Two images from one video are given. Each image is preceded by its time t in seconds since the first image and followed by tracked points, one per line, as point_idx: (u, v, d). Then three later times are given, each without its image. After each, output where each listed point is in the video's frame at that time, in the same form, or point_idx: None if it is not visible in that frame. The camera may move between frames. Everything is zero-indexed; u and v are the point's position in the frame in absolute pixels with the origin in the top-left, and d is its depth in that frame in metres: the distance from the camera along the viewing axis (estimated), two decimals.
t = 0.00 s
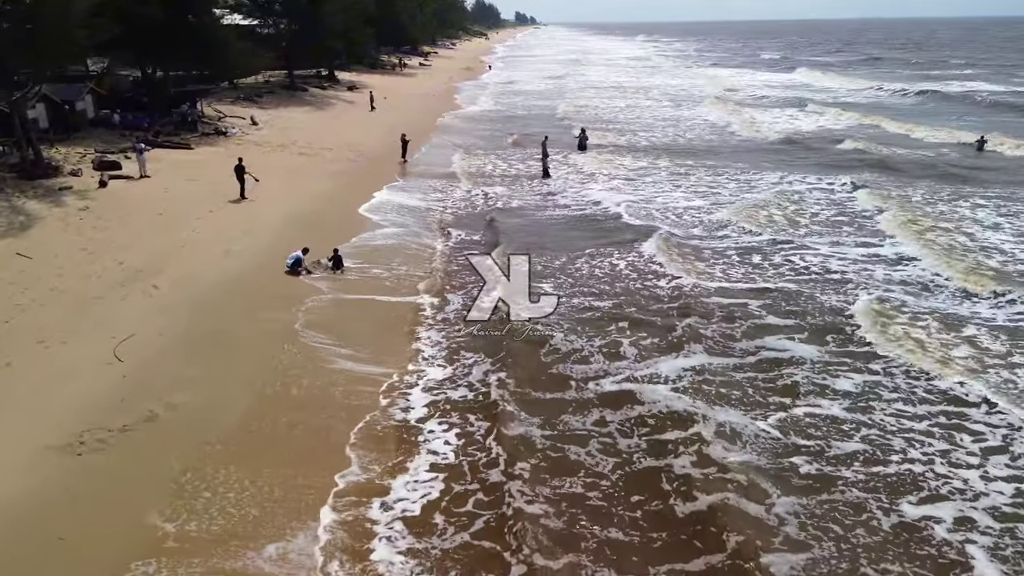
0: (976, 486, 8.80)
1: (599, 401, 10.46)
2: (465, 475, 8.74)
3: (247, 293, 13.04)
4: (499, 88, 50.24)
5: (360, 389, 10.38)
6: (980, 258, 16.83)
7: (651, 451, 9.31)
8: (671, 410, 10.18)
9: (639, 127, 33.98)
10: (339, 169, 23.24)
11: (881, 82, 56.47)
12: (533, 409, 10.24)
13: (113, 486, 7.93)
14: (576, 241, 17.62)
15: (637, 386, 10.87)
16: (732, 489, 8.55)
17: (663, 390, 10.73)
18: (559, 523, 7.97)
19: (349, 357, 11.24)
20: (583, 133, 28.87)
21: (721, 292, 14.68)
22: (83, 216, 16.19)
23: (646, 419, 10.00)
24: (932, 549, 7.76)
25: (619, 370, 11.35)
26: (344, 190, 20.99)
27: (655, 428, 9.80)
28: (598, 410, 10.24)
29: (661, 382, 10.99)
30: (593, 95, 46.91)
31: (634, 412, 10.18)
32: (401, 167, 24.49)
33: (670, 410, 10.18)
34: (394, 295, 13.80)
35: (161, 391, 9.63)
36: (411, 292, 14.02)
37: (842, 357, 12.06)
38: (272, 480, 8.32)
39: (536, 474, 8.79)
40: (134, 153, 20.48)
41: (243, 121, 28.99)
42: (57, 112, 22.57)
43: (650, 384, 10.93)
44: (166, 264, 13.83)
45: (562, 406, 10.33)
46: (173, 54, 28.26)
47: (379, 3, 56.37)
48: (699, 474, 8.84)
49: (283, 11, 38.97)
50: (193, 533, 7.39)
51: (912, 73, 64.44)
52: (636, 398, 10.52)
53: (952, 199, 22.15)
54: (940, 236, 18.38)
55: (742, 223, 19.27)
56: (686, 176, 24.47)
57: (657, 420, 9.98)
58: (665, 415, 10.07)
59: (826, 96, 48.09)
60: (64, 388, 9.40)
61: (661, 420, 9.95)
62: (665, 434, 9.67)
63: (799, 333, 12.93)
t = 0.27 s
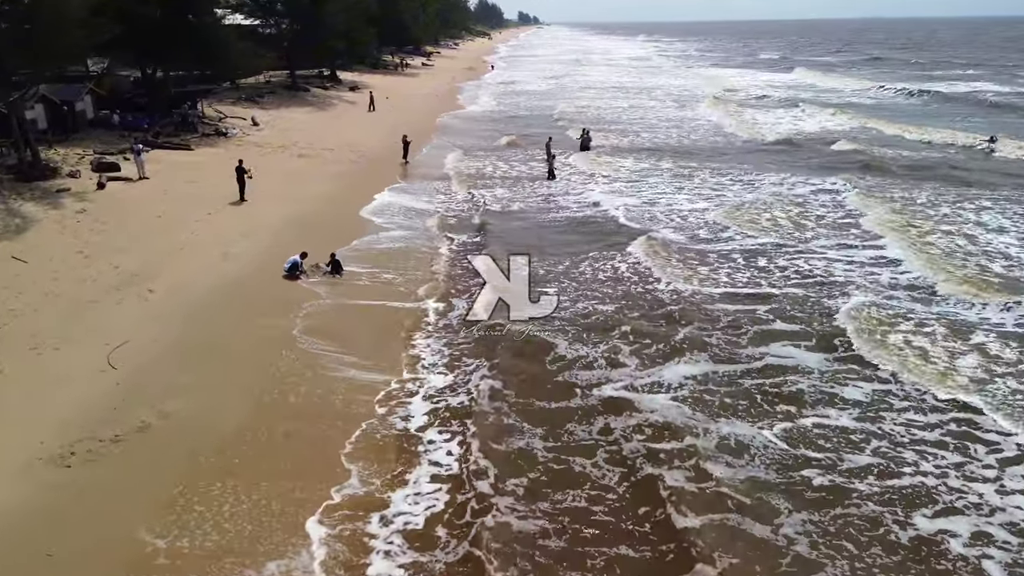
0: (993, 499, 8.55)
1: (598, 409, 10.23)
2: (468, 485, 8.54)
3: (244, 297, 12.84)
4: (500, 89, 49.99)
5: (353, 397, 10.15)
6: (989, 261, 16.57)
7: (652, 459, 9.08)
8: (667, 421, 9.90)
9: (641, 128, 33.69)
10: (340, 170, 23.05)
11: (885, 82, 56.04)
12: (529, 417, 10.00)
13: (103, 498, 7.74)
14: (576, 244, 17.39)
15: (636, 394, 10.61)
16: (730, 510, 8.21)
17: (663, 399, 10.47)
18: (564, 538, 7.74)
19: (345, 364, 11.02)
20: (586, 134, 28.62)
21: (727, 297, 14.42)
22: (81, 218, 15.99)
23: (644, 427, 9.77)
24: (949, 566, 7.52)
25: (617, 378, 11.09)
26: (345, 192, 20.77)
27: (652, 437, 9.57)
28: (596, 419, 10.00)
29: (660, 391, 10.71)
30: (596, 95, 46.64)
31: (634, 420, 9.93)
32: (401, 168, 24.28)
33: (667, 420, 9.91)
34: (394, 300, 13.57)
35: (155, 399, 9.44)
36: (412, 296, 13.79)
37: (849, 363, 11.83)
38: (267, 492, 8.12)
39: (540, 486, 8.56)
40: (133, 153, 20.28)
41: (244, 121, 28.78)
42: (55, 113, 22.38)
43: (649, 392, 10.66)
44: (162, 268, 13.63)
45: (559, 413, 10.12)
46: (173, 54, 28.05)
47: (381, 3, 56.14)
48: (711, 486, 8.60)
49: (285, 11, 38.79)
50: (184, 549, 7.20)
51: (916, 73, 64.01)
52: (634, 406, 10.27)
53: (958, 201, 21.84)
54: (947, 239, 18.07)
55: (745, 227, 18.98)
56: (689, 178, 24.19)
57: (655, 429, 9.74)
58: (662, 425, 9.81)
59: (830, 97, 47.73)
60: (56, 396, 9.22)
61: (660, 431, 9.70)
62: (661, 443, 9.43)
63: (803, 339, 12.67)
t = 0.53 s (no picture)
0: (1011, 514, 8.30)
1: (596, 417, 9.99)
2: (465, 495, 8.34)
3: (241, 302, 12.62)
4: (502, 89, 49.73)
5: (348, 405, 9.92)
6: (999, 264, 16.30)
7: (642, 472, 8.80)
8: (664, 433, 9.58)
9: (645, 129, 33.41)
10: (340, 171, 22.83)
11: (891, 82, 55.64)
12: (528, 427, 9.76)
13: (91, 513, 7.54)
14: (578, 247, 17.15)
15: (632, 403, 10.35)
16: (736, 527, 7.94)
17: (662, 409, 10.21)
18: (568, 555, 7.49)
19: (341, 371, 10.79)
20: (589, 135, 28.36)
21: (732, 302, 14.17)
22: (78, 221, 15.80)
23: (638, 437, 9.51)
24: None
25: (614, 386, 10.82)
26: (346, 193, 20.55)
27: (653, 446, 9.31)
28: (589, 427, 9.79)
29: (659, 400, 10.43)
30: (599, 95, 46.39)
31: (631, 430, 9.68)
32: (401, 170, 24.05)
33: (664, 432, 9.60)
34: (393, 304, 13.33)
35: (147, 409, 9.23)
36: (411, 301, 13.56)
37: (855, 371, 11.54)
38: (262, 506, 7.90)
39: (543, 499, 8.31)
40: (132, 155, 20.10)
41: (244, 122, 28.59)
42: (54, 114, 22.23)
43: (646, 401, 10.39)
44: (158, 272, 13.42)
45: (556, 423, 9.86)
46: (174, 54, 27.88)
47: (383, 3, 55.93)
48: (721, 500, 8.37)
49: (287, 11, 38.63)
50: (174, 566, 6.98)
51: (922, 72, 63.57)
52: (635, 415, 10.00)
53: (967, 203, 21.53)
54: (955, 242, 17.77)
55: (750, 229, 18.71)
56: (693, 179, 23.92)
57: (650, 439, 9.48)
58: (665, 435, 9.56)
59: (834, 97, 47.40)
60: (46, 405, 9.01)
61: (661, 441, 9.42)
62: (655, 456, 9.12)
63: (806, 345, 12.39)
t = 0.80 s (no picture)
0: None
1: (588, 427, 9.69)
2: (452, 511, 8.08)
3: (238, 307, 12.41)
4: (504, 89, 49.48)
5: (342, 415, 9.68)
6: (1007, 268, 16.03)
7: (639, 486, 8.52)
8: (665, 445, 9.31)
9: (647, 130, 33.14)
10: (340, 173, 22.63)
11: (895, 83, 55.30)
12: (529, 436, 9.53)
13: (80, 528, 7.33)
14: (580, 250, 16.91)
15: (628, 413, 10.06)
16: (746, 545, 7.70)
17: (663, 419, 9.96)
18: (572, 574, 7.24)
19: (335, 378, 10.57)
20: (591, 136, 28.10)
21: (736, 308, 13.91)
22: (75, 223, 15.60)
23: (632, 451, 9.18)
24: None
25: (613, 394, 10.55)
26: (345, 195, 20.31)
27: (660, 458, 9.05)
28: (576, 437, 9.47)
29: (662, 410, 10.18)
30: (601, 96, 46.14)
31: (624, 443, 9.36)
32: (402, 171, 23.84)
33: (665, 444, 9.33)
34: (391, 309, 13.09)
35: (140, 418, 9.03)
36: (409, 306, 13.31)
37: (862, 379, 11.29)
38: (257, 520, 7.69)
39: (545, 514, 8.07)
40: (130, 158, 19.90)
41: (244, 123, 28.38)
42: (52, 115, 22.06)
43: (645, 411, 10.13)
44: (154, 276, 13.22)
45: (551, 432, 9.60)
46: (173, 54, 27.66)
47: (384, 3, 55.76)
48: (731, 515, 8.13)
49: (289, 11, 38.45)
50: None
51: (926, 73, 63.24)
52: (639, 425, 9.73)
53: (974, 205, 21.26)
54: (963, 246, 17.51)
55: (754, 232, 18.44)
56: (696, 181, 23.66)
57: (643, 453, 9.16)
58: (673, 446, 9.33)
59: (838, 98, 47.13)
60: (36, 414, 8.82)
61: (665, 453, 9.17)
62: (650, 471, 8.79)
63: (811, 353, 12.10)
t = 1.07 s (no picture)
0: None
1: (582, 439, 9.43)
2: (445, 527, 7.83)
3: (234, 314, 12.21)
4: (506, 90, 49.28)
5: (337, 425, 9.46)
6: (1015, 273, 15.78)
7: (644, 501, 8.28)
8: (670, 458, 9.08)
9: (649, 131, 32.90)
10: (339, 175, 22.43)
11: (900, 83, 54.99)
12: (527, 446, 9.29)
13: (68, 545, 7.12)
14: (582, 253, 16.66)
15: (626, 424, 9.79)
16: (755, 564, 7.46)
17: (665, 430, 9.72)
18: None
19: (330, 386, 10.34)
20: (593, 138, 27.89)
21: (740, 313, 13.68)
22: (71, 227, 15.39)
23: (637, 464, 8.95)
24: None
25: (613, 404, 10.30)
26: (345, 198, 20.11)
27: (665, 472, 8.82)
28: (566, 451, 9.18)
29: (665, 421, 9.94)
30: (603, 97, 45.91)
31: (621, 457, 9.08)
32: (401, 173, 23.63)
33: (668, 457, 9.10)
34: (390, 315, 12.88)
35: (132, 430, 8.82)
36: (409, 312, 13.09)
37: (869, 388, 11.03)
38: (251, 536, 7.47)
39: (547, 529, 7.83)
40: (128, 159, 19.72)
41: (244, 124, 28.19)
42: (51, 117, 21.89)
43: (645, 422, 9.88)
44: (149, 282, 13.01)
45: (547, 444, 9.34)
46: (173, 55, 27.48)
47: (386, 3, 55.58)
48: (740, 531, 7.90)
49: (290, 12, 38.27)
50: None
51: (930, 74, 62.89)
52: (643, 437, 9.50)
53: (981, 208, 20.99)
54: (971, 249, 17.26)
55: (758, 235, 18.18)
56: (699, 183, 23.42)
57: (644, 468, 8.89)
58: (678, 459, 9.09)
59: (842, 98, 46.88)
60: (24, 426, 8.60)
61: (668, 466, 8.93)
62: (656, 485, 8.55)
63: (816, 362, 11.81)
